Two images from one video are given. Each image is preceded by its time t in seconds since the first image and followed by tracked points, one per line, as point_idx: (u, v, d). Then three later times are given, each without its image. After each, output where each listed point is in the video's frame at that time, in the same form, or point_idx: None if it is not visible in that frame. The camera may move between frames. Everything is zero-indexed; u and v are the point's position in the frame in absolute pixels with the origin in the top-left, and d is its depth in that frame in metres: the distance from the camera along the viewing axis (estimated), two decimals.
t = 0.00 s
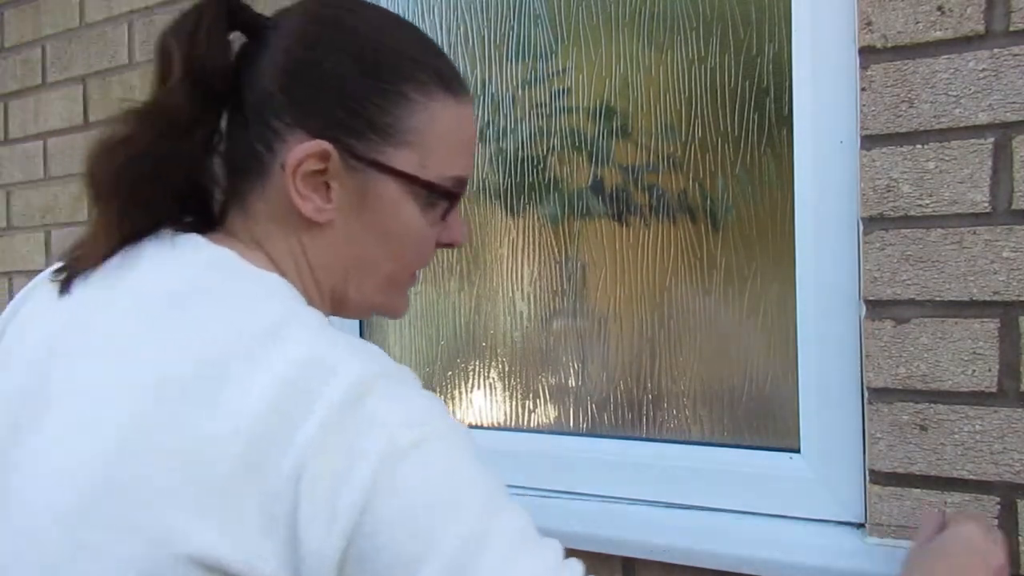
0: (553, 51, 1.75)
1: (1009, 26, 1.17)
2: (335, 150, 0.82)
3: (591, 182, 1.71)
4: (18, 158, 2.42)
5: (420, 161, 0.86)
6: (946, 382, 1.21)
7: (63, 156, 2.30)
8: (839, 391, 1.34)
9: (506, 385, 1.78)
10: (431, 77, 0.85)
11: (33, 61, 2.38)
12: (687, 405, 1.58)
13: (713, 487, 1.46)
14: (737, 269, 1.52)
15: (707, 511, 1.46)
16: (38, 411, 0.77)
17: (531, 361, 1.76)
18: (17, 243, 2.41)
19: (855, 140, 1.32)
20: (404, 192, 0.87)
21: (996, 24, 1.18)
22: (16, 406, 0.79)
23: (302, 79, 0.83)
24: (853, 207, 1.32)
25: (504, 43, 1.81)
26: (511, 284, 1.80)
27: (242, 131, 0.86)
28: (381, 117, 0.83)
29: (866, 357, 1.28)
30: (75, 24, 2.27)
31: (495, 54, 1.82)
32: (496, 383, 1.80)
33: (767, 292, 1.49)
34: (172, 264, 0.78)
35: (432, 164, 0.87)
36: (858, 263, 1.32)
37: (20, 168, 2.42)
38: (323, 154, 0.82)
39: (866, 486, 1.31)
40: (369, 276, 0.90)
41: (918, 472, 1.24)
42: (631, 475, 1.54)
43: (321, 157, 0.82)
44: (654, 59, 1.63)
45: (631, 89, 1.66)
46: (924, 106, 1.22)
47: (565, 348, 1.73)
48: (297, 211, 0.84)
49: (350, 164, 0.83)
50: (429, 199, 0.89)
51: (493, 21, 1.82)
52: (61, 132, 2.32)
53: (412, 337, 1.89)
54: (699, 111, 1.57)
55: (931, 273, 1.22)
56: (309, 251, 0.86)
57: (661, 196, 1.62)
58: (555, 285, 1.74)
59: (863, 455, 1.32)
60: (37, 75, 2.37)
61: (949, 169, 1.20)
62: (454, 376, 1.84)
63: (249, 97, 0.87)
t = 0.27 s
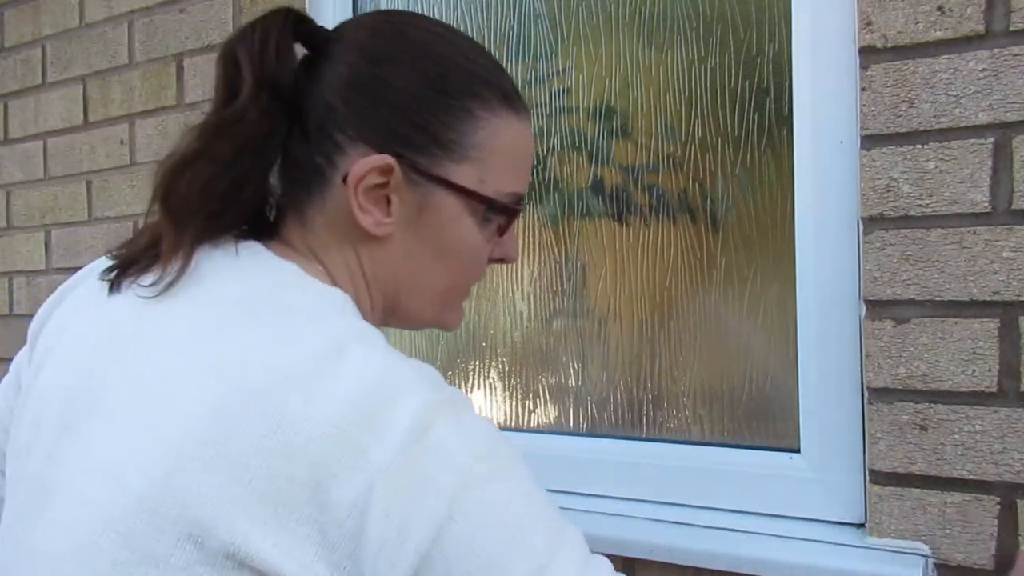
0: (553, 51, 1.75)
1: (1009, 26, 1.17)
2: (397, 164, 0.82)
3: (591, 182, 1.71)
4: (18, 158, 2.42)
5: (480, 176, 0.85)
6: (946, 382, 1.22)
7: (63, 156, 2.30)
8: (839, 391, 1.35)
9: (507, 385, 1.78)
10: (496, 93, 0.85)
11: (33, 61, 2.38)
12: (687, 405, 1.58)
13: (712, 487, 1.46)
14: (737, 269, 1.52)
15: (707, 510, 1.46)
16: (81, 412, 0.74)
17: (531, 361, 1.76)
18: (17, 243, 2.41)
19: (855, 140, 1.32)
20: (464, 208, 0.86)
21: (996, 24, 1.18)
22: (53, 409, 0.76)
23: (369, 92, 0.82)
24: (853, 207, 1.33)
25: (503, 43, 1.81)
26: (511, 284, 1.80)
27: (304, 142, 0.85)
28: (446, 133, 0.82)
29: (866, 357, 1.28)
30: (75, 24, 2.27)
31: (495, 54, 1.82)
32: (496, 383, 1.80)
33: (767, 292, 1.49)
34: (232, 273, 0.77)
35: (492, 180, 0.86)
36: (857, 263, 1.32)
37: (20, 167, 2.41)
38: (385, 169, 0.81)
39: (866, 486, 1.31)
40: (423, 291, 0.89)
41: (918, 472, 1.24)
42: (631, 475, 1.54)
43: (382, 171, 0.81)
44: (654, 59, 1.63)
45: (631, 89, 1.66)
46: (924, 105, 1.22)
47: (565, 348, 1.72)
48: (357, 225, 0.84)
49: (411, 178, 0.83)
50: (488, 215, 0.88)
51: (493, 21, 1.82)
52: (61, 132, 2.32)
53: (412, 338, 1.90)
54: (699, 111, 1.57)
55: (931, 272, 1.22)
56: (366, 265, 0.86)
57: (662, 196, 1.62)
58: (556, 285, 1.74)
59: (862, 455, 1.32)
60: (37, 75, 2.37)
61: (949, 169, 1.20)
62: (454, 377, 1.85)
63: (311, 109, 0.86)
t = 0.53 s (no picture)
0: (553, 51, 1.75)
1: (1009, 27, 1.17)
2: (387, 166, 0.82)
3: (591, 182, 1.71)
4: (18, 158, 2.42)
5: (468, 180, 0.86)
6: (945, 382, 1.22)
7: (63, 157, 2.30)
8: (839, 391, 1.35)
9: (506, 385, 1.78)
10: (485, 99, 0.85)
11: (33, 61, 2.38)
12: (687, 405, 1.58)
13: (713, 487, 1.46)
14: (737, 269, 1.52)
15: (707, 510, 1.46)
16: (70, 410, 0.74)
17: (531, 361, 1.76)
18: (17, 243, 2.41)
19: (855, 140, 1.32)
20: (450, 211, 0.86)
21: (996, 24, 1.18)
22: (41, 412, 0.76)
23: (363, 94, 0.82)
24: (853, 207, 1.33)
25: (503, 43, 1.81)
26: (511, 284, 1.80)
27: (296, 145, 0.85)
28: (437, 137, 0.83)
29: (866, 357, 1.28)
30: (75, 24, 2.27)
31: (495, 55, 1.82)
32: (496, 383, 1.79)
33: (767, 292, 1.49)
34: (222, 276, 0.77)
35: (478, 184, 0.87)
36: (858, 263, 1.32)
37: (20, 167, 2.41)
38: (374, 170, 0.81)
39: (866, 486, 1.31)
40: (407, 294, 0.89)
41: (918, 472, 1.24)
42: (631, 475, 1.54)
43: (372, 172, 0.81)
44: (654, 59, 1.63)
45: (631, 89, 1.66)
46: (924, 105, 1.22)
47: (565, 348, 1.72)
48: (345, 226, 0.83)
49: (400, 180, 0.83)
50: (472, 218, 0.89)
51: (493, 21, 1.82)
52: (61, 132, 2.32)
53: (413, 337, 1.90)
54: (699, 111, 1.57)
55: (931, 272, 1.22)
56: (352, 266, 0.86)
57: (662, 196, 1.62)
58: (555, 285, 1.75)
59: (863, 455, 1.32)
60: (37, 75, 2.37)
61: (949, 169, 1.20)
62: (454, 376, 1.85)
63: (304, 112, 0.85)
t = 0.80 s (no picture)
0: (553, 51, 1.75)
1: (1009, 27, 1.17)
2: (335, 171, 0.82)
3: (591, 182, 1.71)
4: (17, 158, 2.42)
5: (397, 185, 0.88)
6: (945, 382, 1.22)
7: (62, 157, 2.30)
8: (839, 391, 1.35)
9: (506, 385, 1.78)
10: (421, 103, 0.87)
11: (33, 61, 2.38)
12: (687, 405, 1.58)
13: (713, 487, 1.47)
14: (737, 269, 1.52)
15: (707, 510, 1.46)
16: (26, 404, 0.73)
17: (531, 361, 1.76)
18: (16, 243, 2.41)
19: (855, 140, 1.32)
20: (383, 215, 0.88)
21: (996, 25, 1.18)
22: None
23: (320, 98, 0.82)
24: (853, 207, 1.33)
25: (503, 43, 1.81)
26: (511, 284, 1.80)
27: None
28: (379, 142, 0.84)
29: (866, 357, 1.28)
30: (75, 24, 2.27)
31: (495, 55, 1.82)
32: (496, 383, 1.79)
33: (767, 292, 1.49)
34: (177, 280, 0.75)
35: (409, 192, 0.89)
36: (858, 263, 1.32)
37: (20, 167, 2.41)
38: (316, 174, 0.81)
39: (867, 486, 1.31)
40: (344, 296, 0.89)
41: (918, 472, 1.24)
42: (631, 475, 1.54)
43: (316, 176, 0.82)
44: (654, 58, 1.63)
45: (631, 89, 1.66)
46: (924, 106, 1.22)
47: (565, 348, 1.72)
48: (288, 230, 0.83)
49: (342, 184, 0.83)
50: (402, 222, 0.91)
51: (493, 21, 1.82)
52: (61, 132, 2.31)
53: (412, 337, 1.89)
54: (699, 111, 1.57)
55: (931, 272, 1.22)
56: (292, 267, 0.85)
57: (662, 196, 1.62)
58: (556, 285, 1.75)
59: (863, 455, 1.32)
60: (37, 75, 2.37)
61: (949, 169, 1.20)
62: (454, 376, 1.84)
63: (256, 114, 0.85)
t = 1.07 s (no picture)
0: (553, 51, 1.75)
1: (1009, 27, 1.17)
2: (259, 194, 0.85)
3: (591, 182, 1.71)
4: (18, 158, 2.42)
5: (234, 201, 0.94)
6: (945, 382, 1.22)
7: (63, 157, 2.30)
8: (839, 391, 1.35)
9: (507, 385, 1.78)
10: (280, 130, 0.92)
11: (33, 61, 2.38)
12: (688, 405, 1.58)
13: (713, 487, 1.47)
14: (737, 269, 1.52)
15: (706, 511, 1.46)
16: None
17: (532, 361, 1.76)
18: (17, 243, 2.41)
19: (855, 140, 1.32)
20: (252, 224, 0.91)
21: (996, 24, 1.18)
22: None
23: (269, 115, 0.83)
24: (853, 207, 1.33)
25: (503, 43, 1.81)
26: (511, 284, 1.80)
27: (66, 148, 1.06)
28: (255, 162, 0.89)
29: (866, 358, 1.28)
30: (75, 24, 2.27)
31: (495, 54, 1.82)
32: (496, 383, 1.79)
33: (767, 292, 1.49)
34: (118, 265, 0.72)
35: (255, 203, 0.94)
36: (858, 263, 1.32)
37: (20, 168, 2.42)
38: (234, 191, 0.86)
39: (866, 486, 1.31)
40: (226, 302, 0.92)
41: (918, 472, 1.24)
42: (631, 475, 1.54)
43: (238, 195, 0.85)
44: (654, 58, 1.63)
45: (631, 89, 1.66)
46: (924, 105, 1.22)
47: (565, 348, 1.72)
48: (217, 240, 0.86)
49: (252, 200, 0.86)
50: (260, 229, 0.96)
51: (493, 21, 1.82)
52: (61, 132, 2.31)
53: (412, 337, 1.89)
54: (699, 111, 1.57)
55: (931, 272, 1.22)
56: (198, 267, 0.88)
57: (662, 196, 1.62)
58: (555, 285, 1.75)
59: (863, 455, 1.32)
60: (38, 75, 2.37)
61: (949, 169, 1.20)
62: (454, 377, 1.84)
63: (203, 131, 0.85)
